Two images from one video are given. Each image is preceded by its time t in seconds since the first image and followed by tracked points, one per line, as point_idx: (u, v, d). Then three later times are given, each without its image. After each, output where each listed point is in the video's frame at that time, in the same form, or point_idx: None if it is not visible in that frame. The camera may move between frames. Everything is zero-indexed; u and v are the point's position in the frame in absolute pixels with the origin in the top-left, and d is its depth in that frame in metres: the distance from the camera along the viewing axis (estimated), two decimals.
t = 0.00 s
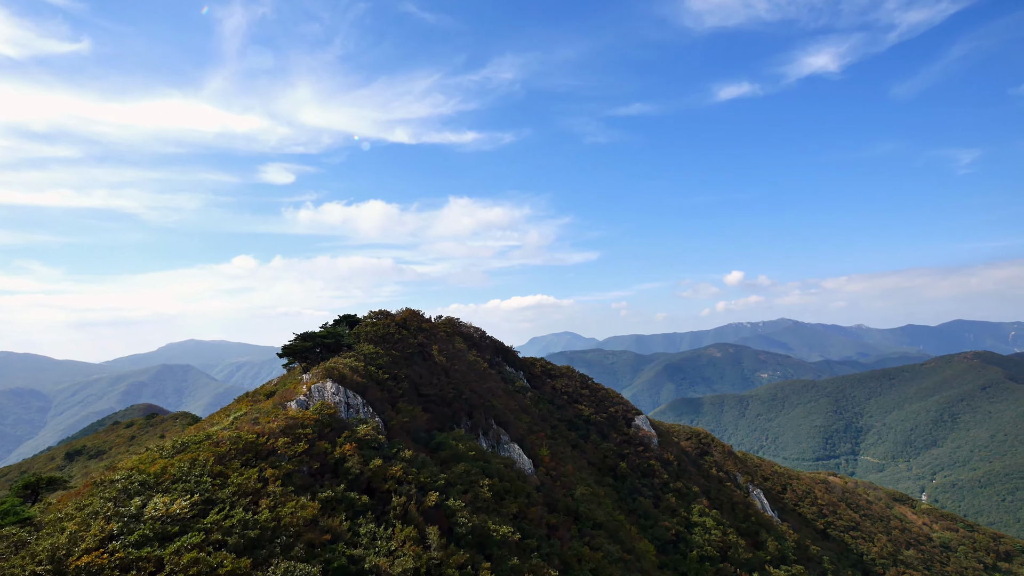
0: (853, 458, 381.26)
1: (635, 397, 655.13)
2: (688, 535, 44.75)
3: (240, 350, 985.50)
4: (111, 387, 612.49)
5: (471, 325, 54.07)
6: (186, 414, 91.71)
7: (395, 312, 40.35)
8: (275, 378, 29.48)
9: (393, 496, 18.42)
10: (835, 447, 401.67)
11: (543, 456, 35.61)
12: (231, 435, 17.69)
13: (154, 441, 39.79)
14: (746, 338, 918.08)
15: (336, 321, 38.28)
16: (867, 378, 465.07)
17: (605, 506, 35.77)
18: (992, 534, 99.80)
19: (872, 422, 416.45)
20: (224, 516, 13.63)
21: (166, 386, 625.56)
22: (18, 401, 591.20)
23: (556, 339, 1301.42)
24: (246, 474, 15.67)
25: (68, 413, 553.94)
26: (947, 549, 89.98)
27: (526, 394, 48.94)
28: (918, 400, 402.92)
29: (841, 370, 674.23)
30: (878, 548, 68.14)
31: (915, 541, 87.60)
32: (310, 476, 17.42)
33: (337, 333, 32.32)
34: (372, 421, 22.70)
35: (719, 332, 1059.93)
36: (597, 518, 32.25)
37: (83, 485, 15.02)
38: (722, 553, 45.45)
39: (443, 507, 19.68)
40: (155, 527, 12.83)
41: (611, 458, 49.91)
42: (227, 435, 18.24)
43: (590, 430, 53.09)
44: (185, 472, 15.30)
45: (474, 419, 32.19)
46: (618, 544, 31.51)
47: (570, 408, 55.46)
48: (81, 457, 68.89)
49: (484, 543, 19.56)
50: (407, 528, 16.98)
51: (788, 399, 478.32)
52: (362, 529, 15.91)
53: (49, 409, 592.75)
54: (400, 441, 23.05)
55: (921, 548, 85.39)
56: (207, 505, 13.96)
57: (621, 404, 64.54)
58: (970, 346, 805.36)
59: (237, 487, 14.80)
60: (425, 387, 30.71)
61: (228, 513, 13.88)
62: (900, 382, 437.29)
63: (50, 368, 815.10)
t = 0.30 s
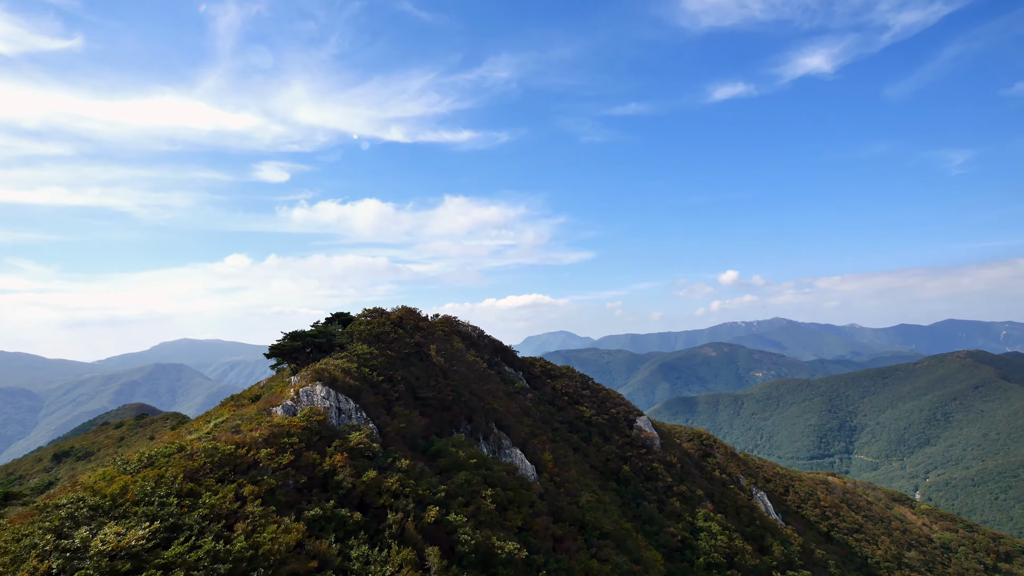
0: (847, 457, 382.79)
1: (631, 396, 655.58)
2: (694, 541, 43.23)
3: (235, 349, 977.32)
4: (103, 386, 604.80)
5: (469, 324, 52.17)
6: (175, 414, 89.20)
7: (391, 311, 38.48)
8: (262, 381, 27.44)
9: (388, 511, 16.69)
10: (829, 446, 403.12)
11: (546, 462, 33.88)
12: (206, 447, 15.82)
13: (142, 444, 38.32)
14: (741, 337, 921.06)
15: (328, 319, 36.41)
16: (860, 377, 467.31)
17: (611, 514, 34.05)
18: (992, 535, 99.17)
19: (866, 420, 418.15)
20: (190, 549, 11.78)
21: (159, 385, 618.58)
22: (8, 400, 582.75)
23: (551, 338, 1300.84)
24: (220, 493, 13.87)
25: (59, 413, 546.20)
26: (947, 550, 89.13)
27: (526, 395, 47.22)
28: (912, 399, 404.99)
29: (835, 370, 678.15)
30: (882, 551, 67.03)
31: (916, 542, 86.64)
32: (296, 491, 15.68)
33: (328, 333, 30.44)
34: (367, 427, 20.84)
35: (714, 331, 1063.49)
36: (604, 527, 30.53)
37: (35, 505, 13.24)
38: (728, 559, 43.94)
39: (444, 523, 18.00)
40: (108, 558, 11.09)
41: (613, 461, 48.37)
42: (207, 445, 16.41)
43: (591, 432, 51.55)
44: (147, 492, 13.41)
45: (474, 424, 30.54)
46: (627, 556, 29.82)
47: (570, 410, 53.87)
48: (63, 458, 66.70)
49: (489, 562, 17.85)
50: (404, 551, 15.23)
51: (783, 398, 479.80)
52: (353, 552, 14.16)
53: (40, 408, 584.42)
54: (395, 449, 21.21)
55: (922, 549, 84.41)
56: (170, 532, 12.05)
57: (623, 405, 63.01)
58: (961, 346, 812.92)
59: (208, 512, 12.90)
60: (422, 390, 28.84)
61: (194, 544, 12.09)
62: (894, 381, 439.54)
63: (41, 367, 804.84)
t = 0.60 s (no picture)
0: (843, 457, 383.09)
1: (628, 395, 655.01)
2: (701, 548, 41.68)
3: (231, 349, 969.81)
4: (97, 386, 597.98)
5: (468, 324, 50.48)
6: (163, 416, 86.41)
7: (388, 311, 36.91)
8: (249, 385, 25.52)
9: (384, 532, 14.99)
10: (825, 446, 403.55)
11: (551, 470, 32.24)
12: (178, 463, 14.04)
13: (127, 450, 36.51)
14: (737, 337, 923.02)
15: (321, 319, 34.67)
16: (856, 377, 468.32)
17: (619, 523, 32.36)
18: (994, 536, 97.72)
19: (862, 420, 418.94)
20: None
21: (154, 385, 612.33)
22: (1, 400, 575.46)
23: (548, 337, 1298.75)
24: (187, 523, 12.06)
25: (53, 413, 539.26)
26: (950, 551, 87.57)
27: (528, 397, 45.49)
28: (908, 398, 405.88)
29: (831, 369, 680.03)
30: (888, 554, 65.63)
31: (919, 544, 84.96)
32: (280, 513, 13.91)
33: (321, 333, 28.68)
34: (361, 437, 19.03)
35: (710, 331, 1064.18)
36: (613, 539, 28.89)
37: None
38: (737, 567, 42.38)
39: (448, 544, 16.26)
40: None
41: (618, 465, 46.78)
42: (182, 460, 14.61)
43: (594, 435, 49.96)
44: (101, 522, 11.60)
45: (476, 429, 28.93)
46: (637, 568, 28.24)
47: (573, 412, 52.25)
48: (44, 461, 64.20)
49: None
50: None
51: (779, 398, 480.06)
52: None
53: (33, 409, 577.35)
54: (392, 460, 19.34)
55: (925, 551, 82.69)
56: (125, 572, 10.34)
57: (626, 407, 61.44)
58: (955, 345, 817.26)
59: (173, 544, 11.25)
60: (421, 393, 27.07)
61: None
62: (889, 381, 440.62)
63: (34, 366, 795.81)
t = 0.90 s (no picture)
0: (837, 456, 384.38)
1: (623, 395, 654.82)
2: (708, 557, 40.22)
3: (225, 349, 961.06)
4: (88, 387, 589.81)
5: (466, 325, 48.67)
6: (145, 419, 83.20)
7: (383, 311, 35.09)
8: (233, 392, 23.59)
9: (376, 557, 13.36)
10: (819, 445, 404.82)
11: (554, 479, 30.66)
12: (138, 487, 12.14)
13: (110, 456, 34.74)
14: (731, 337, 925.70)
15: (311, 320, 32.81)
16: (850, 377, 470.32)
17: (626, 536, 30.76)
18: (994, 538, 97.03)
19: (856, 419, 420.66)
20: None
21: (146, 386, 604.80)
22: None
23: (543, 337, 1297.81)
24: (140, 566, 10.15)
25: (42, 415, 530.82)
26: (951, 553, 86.61)
27: (528, 401, 43.89)
28: (901, 398, 408.09)
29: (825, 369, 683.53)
30: (893, 558, 64.56)
31: (920, 546, 83.98)
32: (258, 544, 12.14)
33: (311, 335, 26.76)
34: (352, 451, 17.23)
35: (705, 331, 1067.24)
36: (620, 553, 27.28)
37: None
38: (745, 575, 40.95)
39: (449, 570, 14.61)
40: None
41: (621, 470, 45.31)
42: (146, 483, 12.79)
43: (596, 440, 48.35)
44: (32, 564, 9.65)
45: (476, 437, 27.22)
46: None
47: (574, 416, 50.64)
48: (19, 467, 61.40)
49: None
50: None
51: (774, 398, 481.19)
52: None
53: (23, 410, 568.51)
54: (387, 476, 17.58)
55: (927, 553, 81.72)
56: None
57: (627, 409, 59.97)
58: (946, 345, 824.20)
59: None
60: (419, 401, 25.30)
61: None
62: (883, 380, 442.81)
63: (23, 367, 784.12)
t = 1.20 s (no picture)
0: (830, 456, 386.02)
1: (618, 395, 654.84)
2: (714, 568, 38.71)
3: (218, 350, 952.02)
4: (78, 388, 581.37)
5: (462, 326, 46.98)
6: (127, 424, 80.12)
7: (376, 313, 33.33)
8: (212, 402, 21.73)
9: None
10: (813, 445, 406.64)
11: (558, 490, 29.01)
12: (86, 525, 10.31)
13: (88, 465, 32.73)
14: (725, 337, 929.54)
15: (299, 322, 30.97)
16: (844, 376, 472.87)
17: (633, 549, 29.18)
18: (993, 539, 96.56)
19: (849, 419, 422.94)
20: None
21: (137, 388, 597.09)
22: None
23: (538, 338, 1297.33)
24: None
25: (31, 417, 522.16)
26: (951, 555, 85.94)
27: (528, 406, 42.29)
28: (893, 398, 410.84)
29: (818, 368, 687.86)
30: (896, 563, 63.61)
31: (922, 549, 83.17)
32: None
33: (298, 340, 24.93)
34: (341, 470, 15.47)
35: (699, 331, 1071.52)
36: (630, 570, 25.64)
37: None
38: None
39: None
40: None
41: (623, 477, 43.72)
42: (94, 523, 10.93)
43: (597, 445, 46.76)
44: None
45: (475, 447, 25.55)
46: None
47: (574, 420, 49.08)
48: None
49: None
50: None
51: (768, 398, 482.79)
52: None
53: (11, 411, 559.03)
54: (378, 498, 15.85)
55: (927, 556, 81.00)
56: None
57: (628, 413, 58.54)
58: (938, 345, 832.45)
59: None
60: (413, 410, 23.42)
61: None
62: (875, 380, 445.68)
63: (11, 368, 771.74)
